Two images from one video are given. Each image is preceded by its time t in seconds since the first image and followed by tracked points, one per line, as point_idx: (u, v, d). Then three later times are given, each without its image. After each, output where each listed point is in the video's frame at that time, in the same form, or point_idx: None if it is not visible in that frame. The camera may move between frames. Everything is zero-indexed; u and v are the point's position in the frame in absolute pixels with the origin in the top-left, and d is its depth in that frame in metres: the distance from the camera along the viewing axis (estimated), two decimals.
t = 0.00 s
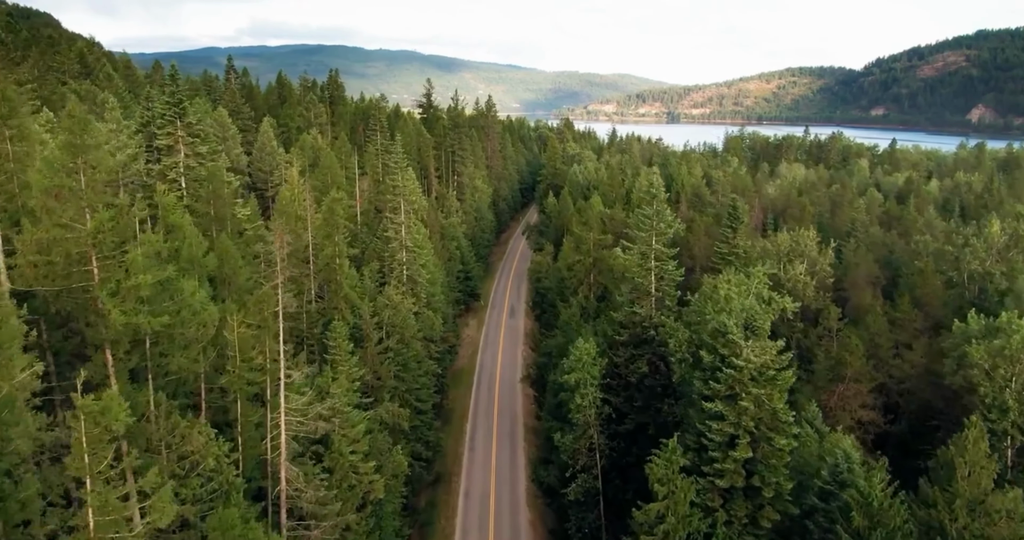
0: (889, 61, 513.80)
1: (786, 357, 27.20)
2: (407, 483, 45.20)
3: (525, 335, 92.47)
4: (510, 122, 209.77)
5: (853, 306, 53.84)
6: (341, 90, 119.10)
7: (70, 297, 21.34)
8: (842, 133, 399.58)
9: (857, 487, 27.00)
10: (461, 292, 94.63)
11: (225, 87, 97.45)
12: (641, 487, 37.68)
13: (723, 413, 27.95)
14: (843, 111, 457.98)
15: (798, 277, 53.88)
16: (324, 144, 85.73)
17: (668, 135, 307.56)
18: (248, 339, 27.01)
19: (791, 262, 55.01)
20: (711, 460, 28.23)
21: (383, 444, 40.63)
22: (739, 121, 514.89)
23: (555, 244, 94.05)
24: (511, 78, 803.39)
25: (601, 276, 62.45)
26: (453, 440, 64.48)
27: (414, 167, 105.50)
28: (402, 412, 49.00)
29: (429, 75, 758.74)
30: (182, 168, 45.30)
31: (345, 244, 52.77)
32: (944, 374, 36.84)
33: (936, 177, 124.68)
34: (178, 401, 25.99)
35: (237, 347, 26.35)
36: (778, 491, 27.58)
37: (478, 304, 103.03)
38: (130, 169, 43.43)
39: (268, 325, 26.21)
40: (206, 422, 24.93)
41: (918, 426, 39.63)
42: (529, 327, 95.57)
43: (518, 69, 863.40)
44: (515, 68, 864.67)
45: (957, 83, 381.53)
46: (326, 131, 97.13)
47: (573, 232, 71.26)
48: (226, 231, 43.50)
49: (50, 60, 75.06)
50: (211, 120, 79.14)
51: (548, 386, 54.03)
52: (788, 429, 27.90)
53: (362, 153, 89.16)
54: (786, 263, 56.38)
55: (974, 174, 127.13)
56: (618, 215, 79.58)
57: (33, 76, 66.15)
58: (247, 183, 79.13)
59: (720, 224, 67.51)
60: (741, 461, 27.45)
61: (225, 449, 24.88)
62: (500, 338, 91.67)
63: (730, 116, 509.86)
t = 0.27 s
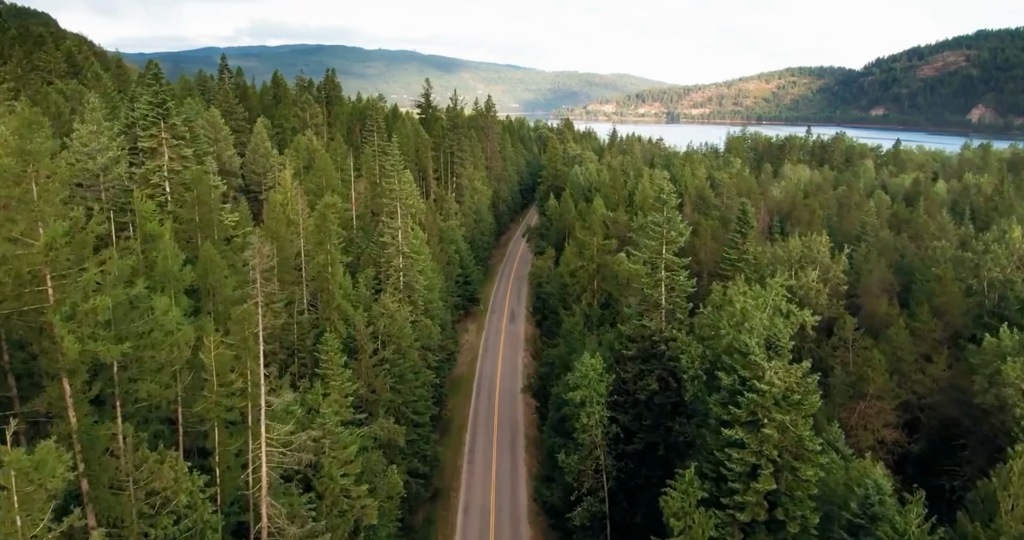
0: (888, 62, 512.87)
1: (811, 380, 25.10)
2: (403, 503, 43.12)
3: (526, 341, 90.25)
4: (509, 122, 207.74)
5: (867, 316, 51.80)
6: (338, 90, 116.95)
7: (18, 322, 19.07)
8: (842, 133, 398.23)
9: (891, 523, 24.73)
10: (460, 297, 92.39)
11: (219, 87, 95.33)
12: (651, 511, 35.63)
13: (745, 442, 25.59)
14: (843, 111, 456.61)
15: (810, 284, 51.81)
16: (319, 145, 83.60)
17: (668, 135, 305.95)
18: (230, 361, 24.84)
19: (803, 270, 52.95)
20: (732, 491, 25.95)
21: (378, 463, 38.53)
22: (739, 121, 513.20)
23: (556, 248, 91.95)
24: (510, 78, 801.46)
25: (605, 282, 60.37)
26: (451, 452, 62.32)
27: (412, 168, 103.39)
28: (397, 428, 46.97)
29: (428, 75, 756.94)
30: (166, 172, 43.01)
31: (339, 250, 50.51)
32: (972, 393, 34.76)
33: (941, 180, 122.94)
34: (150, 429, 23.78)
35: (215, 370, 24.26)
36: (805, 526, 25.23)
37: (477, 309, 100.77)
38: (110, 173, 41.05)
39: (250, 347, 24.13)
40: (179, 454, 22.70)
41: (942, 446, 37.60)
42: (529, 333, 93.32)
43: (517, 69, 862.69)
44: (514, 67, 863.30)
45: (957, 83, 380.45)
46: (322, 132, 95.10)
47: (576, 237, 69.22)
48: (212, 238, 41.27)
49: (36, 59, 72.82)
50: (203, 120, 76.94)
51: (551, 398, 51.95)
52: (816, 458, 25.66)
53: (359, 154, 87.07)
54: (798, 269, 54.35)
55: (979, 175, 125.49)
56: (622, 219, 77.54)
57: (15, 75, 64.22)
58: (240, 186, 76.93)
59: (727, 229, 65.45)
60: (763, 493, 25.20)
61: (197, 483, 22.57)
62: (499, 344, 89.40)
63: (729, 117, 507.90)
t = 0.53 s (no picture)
0: (888, 62, 511.03)
1: (846, 412, 22.64)
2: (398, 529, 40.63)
3: (527, 348, 87.61)
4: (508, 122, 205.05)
5: (886, 327, 49.34)
6: (334, 90, 114.35)
7: None
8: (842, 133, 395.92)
9: None
10: (459, 303, 89.83)
11: (210, 87, 92.68)
12: None
13: (775, 480, 22.98)
14: (843, 111, 454.40)
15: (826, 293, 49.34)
16: (313, 147, 81.04)
17: (668, 135, 303.78)
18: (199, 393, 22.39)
19: (819, 280, 50.48)
20: (759, 533, 23.37)
21: (371, 490, 35.97)
22: (739, 121, 511.00)
23: (558, 252, 89.48)
24: (507, 78, 799.43)
25: (610, 291, 57.90)
26: (450, 468, 59.82)
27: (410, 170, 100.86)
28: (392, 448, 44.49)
29: (427, 75, 754.80)
30: (144, 177, 40.48)
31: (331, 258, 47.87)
32: (1011, 417, 32.28)
33: (948, 181, 120.67)
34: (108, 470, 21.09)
35: (182, 403, 21.81)
36: None
37: (477, 314, 98.17)
38: (84, 178, 38.52)
39: (222, 377, 21.65)
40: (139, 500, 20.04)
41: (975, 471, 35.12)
42: (530, 340, 90.66)
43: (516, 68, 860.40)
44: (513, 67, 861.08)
45: (957, 83, 378.56)
46: (317, 133, 92.53)
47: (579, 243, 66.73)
48: (194, 248, 38.76)
49: (19, 58, 70.19)
50: (193, 121, 74.28)
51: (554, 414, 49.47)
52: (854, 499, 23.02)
53: (355, 156, 84.47)
54: (813, 278, 51.88)
55: (986, 177, 123.26)
56: (626, 223, 75.02)
57: None
58: (231, 188, 74.34)
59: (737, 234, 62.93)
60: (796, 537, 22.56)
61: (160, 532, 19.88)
62: (500, 352, 86.82)
63: (729, 116, 505.28)
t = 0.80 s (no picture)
0: (887, 62, 509.59)
1: (884, 445, 20.39)
2: None
3: (528, 355, 85.31)
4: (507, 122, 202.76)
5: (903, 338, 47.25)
6: (330, 90, 112.15)
7: None
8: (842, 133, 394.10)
9: None
10: (458, 308, 87.60)
11: (202, 87, 90.44)
12: None
13: (804, 520, 20.87)
14: (843, 111, 452.65)
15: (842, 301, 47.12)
16: (308, 148, 78.87)
17: (668, 136, 301.97)
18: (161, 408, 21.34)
19: (833, 288, 48.36)
20: None
21: (363, 516, 33.85)
22: (738, 121, 508.90)
23: (559, 256, 87.31)
24: (506, 78, 796.91)
25: (614, 298, 55.75)
26: (448, 482, 57.65)
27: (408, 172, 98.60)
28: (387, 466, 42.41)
29: (426, 75, 752.51)
30: (124, 182, 38.31)
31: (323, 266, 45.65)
32: None
33: (953, 183, 118.77)
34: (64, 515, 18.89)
35: (148, 433, 20.82)
36: None
37: (476, 319, 95.95)
38: (61, 183, 36.31)
39: (189, 406, 20.39)
40: None
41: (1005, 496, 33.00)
42: (531, 346, 88.36)
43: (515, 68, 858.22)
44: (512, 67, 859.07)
45: (956, 83, 377.09)
46: (312, 134, 90.37)
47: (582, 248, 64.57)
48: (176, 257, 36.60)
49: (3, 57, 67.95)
50: (184, 122, 72.08)
51: (557, 428, 47.38)
52: None
53: (350, 157, 82.30)
54: (827, 286, 49.77)
55: (992, 178, 121.39)
56: (629, 227, 72.80)
57: None
58: (223, 191, 72.13)
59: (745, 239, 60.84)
60: None
61: None
62: (500, 358, 84.58)
63: (728, 116, 503.14)
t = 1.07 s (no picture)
0: (887, 61, 507.40)
1: (932, 488, 19.28)
2: None
3: (528, 361, 83.15)
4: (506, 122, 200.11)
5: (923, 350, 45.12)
6: (326, 90, 109.72)
7: None
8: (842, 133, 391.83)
9: None
10: (456, 314, 85.32)
11: (194, 86, 88.02)
12: None
13: None
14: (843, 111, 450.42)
15: (859, 312, 45.04)
16: (302, 149, 76.57)
17: (668, 136, 299.42)
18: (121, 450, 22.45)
19: (850, 298, 46.14)
20: None
21: None
22: (738, 121, 506.53)
23: (561, 261, 85.08)
24: (505, 78, 794.17)
25: (619, 307, 53.54)
26: (446, 499, 55.48)
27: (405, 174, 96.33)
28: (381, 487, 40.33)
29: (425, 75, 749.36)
30: (102, 188, 36.07)
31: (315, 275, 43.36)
32: None
33: (959, 185, 116.59)
34: None
35: (104, 480, 22.36)
36: None
37: (475, 324, 93.66)
38: (34, 188, 33.89)
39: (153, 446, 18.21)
40: None
41: None
42: (532, 352, 86.18)
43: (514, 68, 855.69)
44: (510, 67, 856.74)
45: (956, 83, 374.98)
46: (307, 135, 88.04)
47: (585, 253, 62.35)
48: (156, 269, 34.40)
49: None
50: (174, 122, 69.72)
51: (560, 445, 45.23)
52: None
53: (346, 159, 79.99)
54: (842, 295, 47.59)
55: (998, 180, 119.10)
56: (634, 231, 70.62)
57: None
58: (214, 194, 69.79)
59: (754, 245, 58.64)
60: None
61: None
62: (500, 366, 82.30)
63: (728, 116, 500.61)
